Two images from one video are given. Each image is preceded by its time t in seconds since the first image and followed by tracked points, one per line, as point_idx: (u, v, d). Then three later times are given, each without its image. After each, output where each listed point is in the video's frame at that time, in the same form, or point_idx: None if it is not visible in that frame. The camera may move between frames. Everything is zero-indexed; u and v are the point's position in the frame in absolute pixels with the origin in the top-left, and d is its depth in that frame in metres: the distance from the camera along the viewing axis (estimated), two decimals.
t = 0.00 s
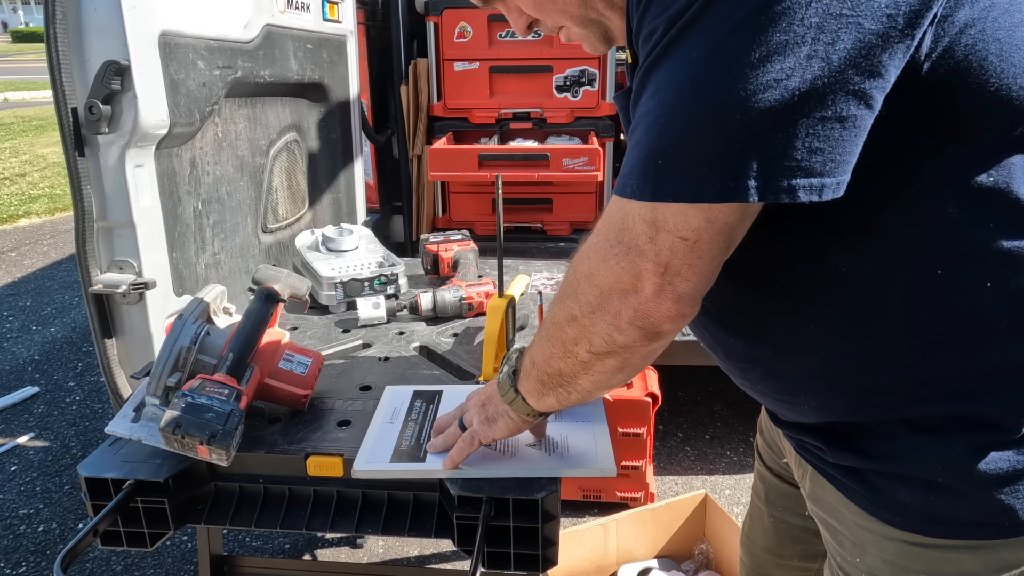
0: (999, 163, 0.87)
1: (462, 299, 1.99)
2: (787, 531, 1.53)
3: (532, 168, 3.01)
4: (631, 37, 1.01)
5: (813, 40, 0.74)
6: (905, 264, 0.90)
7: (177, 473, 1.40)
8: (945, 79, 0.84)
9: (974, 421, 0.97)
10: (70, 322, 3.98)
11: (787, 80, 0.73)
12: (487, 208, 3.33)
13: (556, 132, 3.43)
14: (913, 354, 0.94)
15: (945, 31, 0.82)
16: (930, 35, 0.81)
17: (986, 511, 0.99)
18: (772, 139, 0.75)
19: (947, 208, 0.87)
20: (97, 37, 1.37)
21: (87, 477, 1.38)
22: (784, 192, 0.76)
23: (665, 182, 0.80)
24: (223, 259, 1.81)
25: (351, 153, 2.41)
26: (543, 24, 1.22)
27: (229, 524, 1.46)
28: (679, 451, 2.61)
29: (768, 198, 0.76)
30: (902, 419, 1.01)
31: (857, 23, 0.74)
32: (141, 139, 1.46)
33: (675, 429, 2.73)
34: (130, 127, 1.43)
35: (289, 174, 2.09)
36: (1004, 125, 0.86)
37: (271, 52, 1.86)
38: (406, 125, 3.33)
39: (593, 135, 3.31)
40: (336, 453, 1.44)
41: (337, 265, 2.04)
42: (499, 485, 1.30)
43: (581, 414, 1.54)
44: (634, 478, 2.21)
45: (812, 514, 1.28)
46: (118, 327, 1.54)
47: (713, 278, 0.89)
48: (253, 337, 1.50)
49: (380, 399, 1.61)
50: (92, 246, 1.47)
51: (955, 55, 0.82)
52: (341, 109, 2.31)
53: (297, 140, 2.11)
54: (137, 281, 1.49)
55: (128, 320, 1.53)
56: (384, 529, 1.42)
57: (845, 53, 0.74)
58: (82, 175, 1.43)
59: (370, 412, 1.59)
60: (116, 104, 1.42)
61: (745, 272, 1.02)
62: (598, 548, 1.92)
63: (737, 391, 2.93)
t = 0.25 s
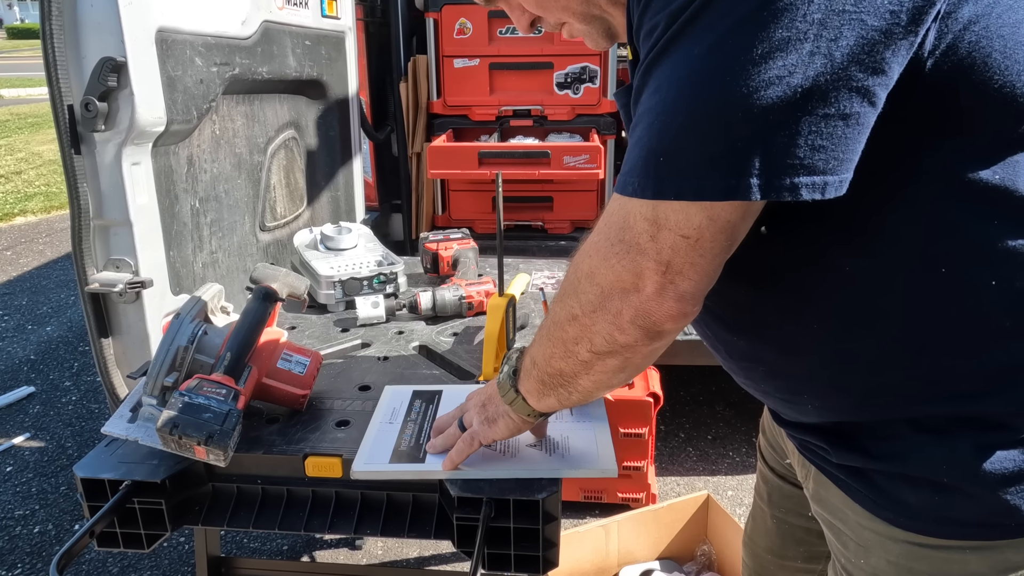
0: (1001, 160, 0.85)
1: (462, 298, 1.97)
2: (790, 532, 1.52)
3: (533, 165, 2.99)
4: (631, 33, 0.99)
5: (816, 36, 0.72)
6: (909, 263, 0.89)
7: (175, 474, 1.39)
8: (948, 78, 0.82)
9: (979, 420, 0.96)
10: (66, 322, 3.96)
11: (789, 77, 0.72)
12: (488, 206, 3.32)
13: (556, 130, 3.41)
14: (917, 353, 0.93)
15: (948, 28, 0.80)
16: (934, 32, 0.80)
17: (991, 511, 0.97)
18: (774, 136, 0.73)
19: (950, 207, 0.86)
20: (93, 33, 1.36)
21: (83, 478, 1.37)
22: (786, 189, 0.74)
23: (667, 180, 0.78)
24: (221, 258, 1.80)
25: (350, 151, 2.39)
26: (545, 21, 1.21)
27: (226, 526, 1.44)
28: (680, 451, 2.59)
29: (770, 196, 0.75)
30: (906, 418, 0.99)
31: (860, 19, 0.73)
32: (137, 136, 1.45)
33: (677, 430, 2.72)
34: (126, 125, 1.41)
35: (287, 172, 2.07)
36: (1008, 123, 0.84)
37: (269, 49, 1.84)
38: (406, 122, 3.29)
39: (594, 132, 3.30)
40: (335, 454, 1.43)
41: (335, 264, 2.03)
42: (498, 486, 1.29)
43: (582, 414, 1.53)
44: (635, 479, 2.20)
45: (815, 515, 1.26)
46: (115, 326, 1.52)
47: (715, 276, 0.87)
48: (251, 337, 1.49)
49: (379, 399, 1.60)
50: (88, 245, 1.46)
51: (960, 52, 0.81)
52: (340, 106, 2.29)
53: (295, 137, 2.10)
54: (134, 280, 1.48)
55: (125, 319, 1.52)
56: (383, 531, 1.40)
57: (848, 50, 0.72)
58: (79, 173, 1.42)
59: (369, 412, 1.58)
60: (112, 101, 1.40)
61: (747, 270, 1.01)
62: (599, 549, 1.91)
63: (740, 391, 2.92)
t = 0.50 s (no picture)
0: (1006, 157, 0.84)
1: (462, 297, 1.95)
2: (793, 534, 1.50)
3: (534, 162, 2.97)
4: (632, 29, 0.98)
5: (818, 31, 0.71)
6: (913, 261, 0.87)
7: (171, 474, 1.37)
8: (950, 74, 0.81)
9: (984, 419, 0.94)
10: (62, 321, 3.95)
11: (791, 72, 0.71)
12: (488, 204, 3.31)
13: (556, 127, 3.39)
14: (920, 352, 0.91)
15: (951, 23, 0.79)
16: (937, 27, 0.79)
17: (996, 512, 0.96)
18: (775, 132, 0.72)
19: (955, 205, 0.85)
20: (89, 29, 1.34)
21: (79, 478, 1.35)
22: (788, 185, 0.73)
23: (668, 176, 0.77)
24: (218, 257, 1.78)
25: (349, 148, 2.38)
26: (546, 17, 1.20)
27: (223, 527, 1.43)
28: (682, 452, 2.58)
29: (772, 192, 0.73)
30: (910, 418, 0.98)
31: (863, 14, 0.71)
32: (134, 134, 1.43)
33: (679, 430, 2.70)
34: (123, 122, 1.40)
35: (286, 169, 2.06)
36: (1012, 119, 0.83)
37: (267, 45, 1.83)
38: (405, 119, 3.27)
39: (595, 130, 3.28)
40: (333, 454, 1.41)
41: (334, 262, 2.01)
42: (498, 487, 1.27)
43: (584, 414, 1.51)
44: (637, 480, 2.19)
45: (818, 516, 1.25)
46: (111, 325, 1.51)
47: (717, 274, 0.86)
48: (249, 336, 1.47)
49: (378, 399, 1.58)
50: (84, 243, 1.44)
51: (963, 48, 0.80)
52: (339, 103, 2.28)
53: (294, 134, 2.08)
54: (131, 278, 1.47)
55: (121, 318, 1.50)
56: (382, 532, 1.39)
57: (851, 44, 0.71)
58: (75, 171, 1.41)
59: (367, 412, 1.56)
60: (108, 98, 1.39)
61: (749, 269, 1.00)
62: (600, 551, 1.89)
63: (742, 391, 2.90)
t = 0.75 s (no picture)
0: (1014, 155, 0.82)
1: (462, 297, 1.94)
2: (796, 535, 1.49)
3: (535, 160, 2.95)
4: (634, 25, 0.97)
5: (822, 27, 0.69)
6: (919, 260, 0.86)
7: (168, 475, 1.36)
8: (954, 70, 0.80)
9: (989, 419, 0.93)
10: (58, 320, 3.93)
11: (795, 69, 0.69)
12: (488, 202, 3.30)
13: (557, 124, 3.38)
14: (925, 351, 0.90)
15: (956, 19, 0.78)
16: (942, 23, 0.78)
17: (1001, 512, 0.95)
18: (778, 129, 0.70)
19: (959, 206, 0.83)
20: (85, 26, 1.33)
21: (75, 479, 1.34)
22: (792, 183, 0.72)
23: (670, 174, 0.75)
24: (215, 255, 1.77)
25: (348, 146, 2.36)
26: (547, 14, 1.18)
27: (221, 529, 1.41)
28: (685, 452, 2.57)
29: (776, 190, 0.72)
30: (914, 418, 0.96)
31: (867, 10, 0.70)
32: (131, 131, 1.42)
33: (681, 431, 2.69)
34: (119, 119, 1.38)
35: (284, 167, 2.05)
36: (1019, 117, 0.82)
37: (264, 41, 1.82)
38: (405, 116, 3.26)
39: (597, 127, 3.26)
40: (332, 455, 1.40)
41: (332, 261, 2.00)
42: (499, 488, 1.26)
43: (585, 414, 1.50)
44: (638, 481, 2.17)
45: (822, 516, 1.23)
46: (107, 325, 1.49)
47: (720, 272, 0.84)
48: (247, 335, 1.46)
49: (377, 399, 1.57)
50: (80, 241, 1.43)
51: (968, 44, 0.79)
52: (337, 100, 2.27)
53: (292, 132, 2.07)
54: (127, 277, 1.45)
55: (118, 317, 1.49)
56: (381, 533, 1.37)
57: (855, 41, 0.70)
58: (71, 169, 1.39)
59: (366, 412, 1.55)
60: (105, 95, 1.38)
61: (752, 268, 0.98)
62: (601, 552, 1.88)
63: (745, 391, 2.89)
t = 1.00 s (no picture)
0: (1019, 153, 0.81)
1: (462, 295, 1.92)
2: (799, 535, 1.47)
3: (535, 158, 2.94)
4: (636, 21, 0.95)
5: (826, 24, 0.68)
6: (924, 259, 0.84)
7: (165, 476, 1.35)
8: (959, 67, 0.79)
9: (994, 419, 0.91)
10: (54, 319, 3.92)
11: (799, 65, 0.68)
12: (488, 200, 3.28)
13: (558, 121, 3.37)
14: (929, 350, 0.89)
15: (961, 16, 0.76)
16: (947, 19, 0.76)
17: (1007, 513, 0.93)
18: (781, 126, 0.69)
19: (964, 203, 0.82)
20: (81, 23, 1.32)
21: (71, 480, 1.32)
22: (795, 181, 0.70)
23: (672, 172, 0.74)
24: (213, 254, 1.75)
25: (346, 143, 2.35)
26: (549, 11, 1.17)
27: (218, 530, 1.40)
28: (687, 453, 2.55)
29: (779, 188, 0.70)
30: (919, 418, 0.95)
31: (871, 6, 0.69)
32: (127, 128, 1.40)
33: (683, 431, 2.67)
34: (116, 116, 1.37)
35: (282, 164, 2.03)
36: None
37: (262, 38, 1.80)
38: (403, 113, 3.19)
39: (598, 124, 3.26)
40: (331, 455, 1.39)
41: (331, 259, 1.98)
42: (499, 489, 1.25)
43: (586, 414, 1.48)
44: (640, 481, 2.15)
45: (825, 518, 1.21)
46: (104, 324, 1.48)
47: (723, 270, 0.83)
48: (244, 335, 1.45)
49: (376, 399, 1.55)
50: (76, 240, 1.41)
51: (974, 40, 0.77)
52: (336, 97, 2.25)
53: (290, 129, 2.05)
54: (124, 276, 1.44)
55: (115, 317, 1.47)
56: (381, 534, 1.36)
57: (860, 37, 0.68)
58: (67, 167, 1.38)
59: (365, 413, 1.53)
60: (101, 92, 1.36)
61: (754, 267, 0.97)
62: (602, 554, 1.87)
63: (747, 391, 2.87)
